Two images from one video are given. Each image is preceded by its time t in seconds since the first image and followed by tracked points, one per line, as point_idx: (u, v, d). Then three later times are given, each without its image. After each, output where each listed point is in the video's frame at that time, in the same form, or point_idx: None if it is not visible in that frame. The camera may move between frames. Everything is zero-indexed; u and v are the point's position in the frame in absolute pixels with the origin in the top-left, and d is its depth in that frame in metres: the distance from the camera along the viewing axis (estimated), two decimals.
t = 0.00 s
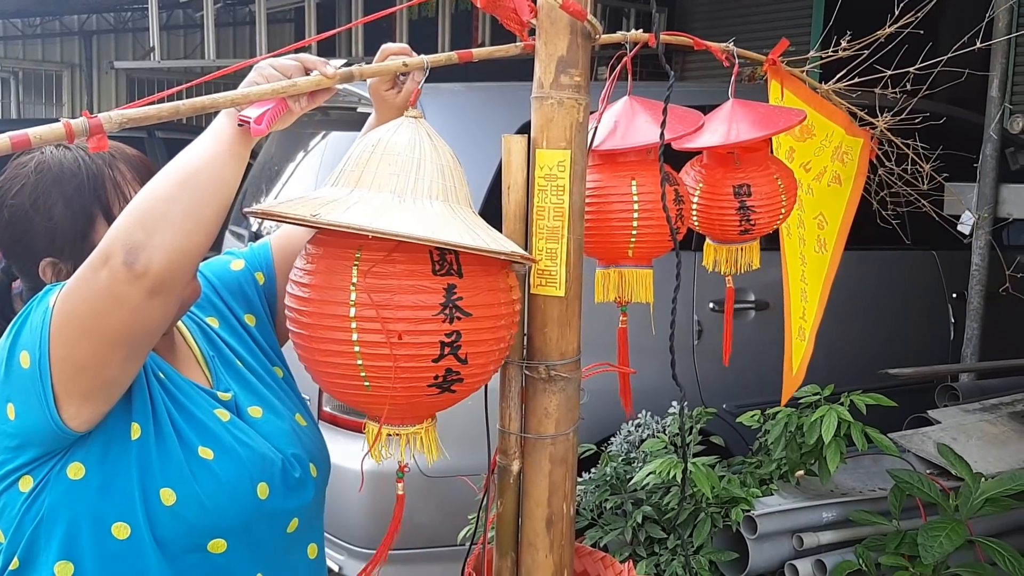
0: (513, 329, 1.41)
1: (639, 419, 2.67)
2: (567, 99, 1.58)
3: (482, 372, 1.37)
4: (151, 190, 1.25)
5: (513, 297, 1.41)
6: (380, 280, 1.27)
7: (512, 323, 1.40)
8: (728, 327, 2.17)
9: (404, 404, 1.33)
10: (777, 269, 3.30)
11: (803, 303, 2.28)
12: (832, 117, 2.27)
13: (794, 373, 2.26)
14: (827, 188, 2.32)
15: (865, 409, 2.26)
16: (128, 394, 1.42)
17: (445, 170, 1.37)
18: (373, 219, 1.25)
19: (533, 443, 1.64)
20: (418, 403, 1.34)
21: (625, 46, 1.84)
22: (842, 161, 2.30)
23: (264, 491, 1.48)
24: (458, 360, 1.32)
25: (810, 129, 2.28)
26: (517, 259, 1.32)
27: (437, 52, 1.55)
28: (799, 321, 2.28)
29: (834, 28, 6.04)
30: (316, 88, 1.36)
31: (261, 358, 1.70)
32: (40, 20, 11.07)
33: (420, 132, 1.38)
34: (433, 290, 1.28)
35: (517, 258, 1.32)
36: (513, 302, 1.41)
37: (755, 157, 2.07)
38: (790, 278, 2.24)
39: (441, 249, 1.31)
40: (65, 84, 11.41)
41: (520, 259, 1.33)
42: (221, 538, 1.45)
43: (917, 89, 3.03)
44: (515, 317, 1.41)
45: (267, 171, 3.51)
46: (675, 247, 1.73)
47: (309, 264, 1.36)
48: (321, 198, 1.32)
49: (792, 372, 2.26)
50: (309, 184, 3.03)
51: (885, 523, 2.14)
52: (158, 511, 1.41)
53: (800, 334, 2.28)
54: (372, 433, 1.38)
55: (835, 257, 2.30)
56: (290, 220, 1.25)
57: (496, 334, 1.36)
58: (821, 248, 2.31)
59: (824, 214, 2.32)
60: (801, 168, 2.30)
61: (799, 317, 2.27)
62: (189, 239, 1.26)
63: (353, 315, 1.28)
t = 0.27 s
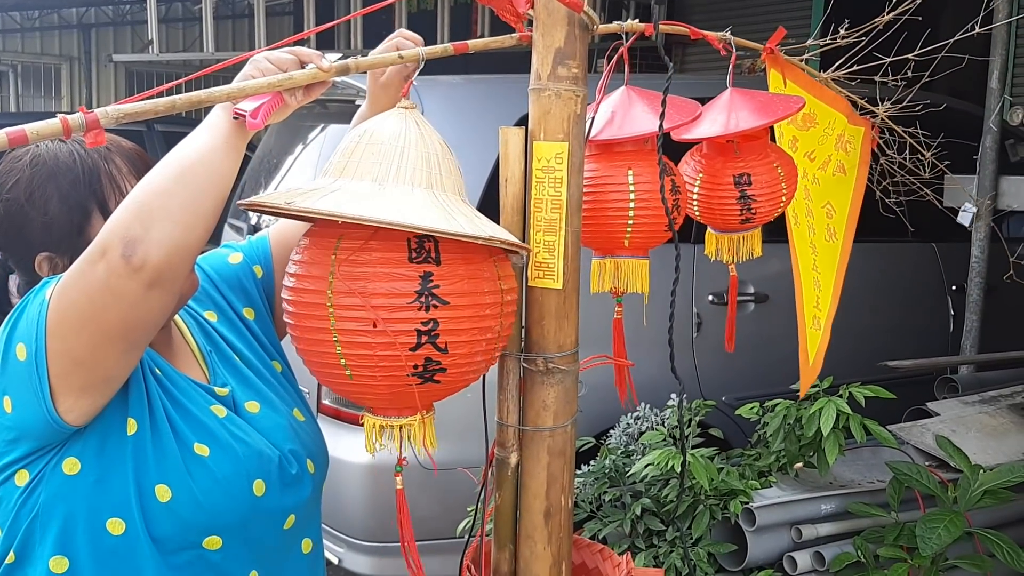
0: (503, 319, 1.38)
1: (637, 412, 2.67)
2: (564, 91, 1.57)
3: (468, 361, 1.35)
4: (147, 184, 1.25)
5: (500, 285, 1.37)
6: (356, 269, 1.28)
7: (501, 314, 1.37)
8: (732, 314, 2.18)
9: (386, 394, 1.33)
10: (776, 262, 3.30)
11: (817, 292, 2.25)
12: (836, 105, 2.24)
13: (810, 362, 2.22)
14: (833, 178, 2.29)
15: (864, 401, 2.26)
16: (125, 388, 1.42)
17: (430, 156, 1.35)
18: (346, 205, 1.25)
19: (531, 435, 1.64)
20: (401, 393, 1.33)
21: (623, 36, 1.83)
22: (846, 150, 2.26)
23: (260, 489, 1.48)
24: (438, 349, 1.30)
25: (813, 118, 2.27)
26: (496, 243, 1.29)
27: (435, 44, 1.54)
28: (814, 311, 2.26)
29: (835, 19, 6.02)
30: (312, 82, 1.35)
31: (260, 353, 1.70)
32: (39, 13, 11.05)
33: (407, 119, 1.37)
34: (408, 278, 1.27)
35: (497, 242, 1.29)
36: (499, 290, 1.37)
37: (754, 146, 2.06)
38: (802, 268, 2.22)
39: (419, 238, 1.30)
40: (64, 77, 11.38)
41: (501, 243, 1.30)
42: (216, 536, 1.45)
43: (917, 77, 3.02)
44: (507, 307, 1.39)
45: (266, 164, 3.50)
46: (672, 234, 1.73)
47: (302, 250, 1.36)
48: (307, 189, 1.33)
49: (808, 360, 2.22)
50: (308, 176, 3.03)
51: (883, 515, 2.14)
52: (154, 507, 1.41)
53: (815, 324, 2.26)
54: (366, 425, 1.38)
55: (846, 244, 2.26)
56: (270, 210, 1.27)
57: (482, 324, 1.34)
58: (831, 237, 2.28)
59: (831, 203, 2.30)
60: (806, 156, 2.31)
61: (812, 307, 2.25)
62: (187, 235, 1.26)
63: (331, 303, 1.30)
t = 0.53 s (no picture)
0: (482, 322, 1.35)
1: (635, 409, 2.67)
2: (561, 88, 1.57)
3: (441, 364, 1.33)
4: (145, 181, 1.25)
5: (477, 289, 1.34)
6: (330, 264, 1.29)
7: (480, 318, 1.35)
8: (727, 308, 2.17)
9: (360, 389, 1.34)
10: (772, 258, 3.30)
11: (827, 283, 2.18)
12: (828, 98, 2.26)
13: (829, 353, 2.17)
14: (828, 169, 2.28)
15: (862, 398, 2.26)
16: (125, 385, 1.42)
17: (418, 154, 1.35)
18: (321, 201, 1.26)
19: (529, 432, 1.64)
20: (375, 390, 1.34)
21: (620, 31, 1.83)
22: (839, 142, 2.29)
23: (259, 485, 1.48)
24: (406, 350, 1.29)
25: (807, 109, 2.22)
26: (472, 246, 1.27)
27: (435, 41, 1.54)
28: (828, 301, 2.18)
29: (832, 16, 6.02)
30: (311, 81, 1.35)
31: (259, 349, 1.70)
32: (36, 11, 11.03)
33: (400, 117, 1.37)
34: (378, 277, 1.27)
35: (472, 243, 1.27)
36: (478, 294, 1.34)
37: (747, 142, 2.08)
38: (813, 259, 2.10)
39: (394, 236, 1.29)
40: (61, 75, 11.36)
41: (478, 246, 1.28)
42: (216, 532, 1.46)
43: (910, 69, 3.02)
44: (488, 310, 1.36)
45: (263, 161, 3.50)
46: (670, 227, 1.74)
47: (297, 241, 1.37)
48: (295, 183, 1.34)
49: (828, 351, 2.16)
50: (305, 174, 3.02)
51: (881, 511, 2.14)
52: (154, 504, 1.41)
53: (830, 314, 2.19)
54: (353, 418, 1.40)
55: (848, 236, 2.26)
56: (251, 203, 1.29)
57: (454, 328, 1.31)
58: (833, 228, 2.24)
59: (830, 195, 2.26)
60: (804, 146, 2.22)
61: (824, 297, 2.17)
62: (185, 232, 1.26)
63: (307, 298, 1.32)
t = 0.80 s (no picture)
0: (482, 321, 1.35)
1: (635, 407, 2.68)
2: (561, 85, 1.57)
3: (440, 362, 1.32)
4: (146, 179, 1.25)
5: (477, 287, 1.34)
6: (328, 261, 1.30)
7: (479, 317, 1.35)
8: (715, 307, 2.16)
9: (357, 388, 1.34)
10: (771, 255, 3.31)
11: (825, 282, 2.16)
12: (830, 94, 2.26)
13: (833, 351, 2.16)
14: (833, 169, 2.27)
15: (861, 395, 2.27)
16: (127, 383, 1.42)
17: (425, 150, 1.35)
18: (333, 196, 1.25)
19: (528, 429, 1.65)
20: (372, 389, 1.33)
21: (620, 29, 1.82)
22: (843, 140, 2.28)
23: (260, 484, 1.48)
24: (405, 347, 1.29)
25: (810, 109, 2.23)
26: (486, 238, 1.28)
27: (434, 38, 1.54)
28: (826, 300, 2.16)
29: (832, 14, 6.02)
30: (310, 78, 1.35)
31: (261, 349, 1.70)
32: (34, 8, 11.01)
33: (405, 114, 1.37)
34: (377, 273, 1.27)
35: (486, 236, 1.27)
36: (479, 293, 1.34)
37: (748, 139, 2.08)
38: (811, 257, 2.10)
39: (394, 233, 1.29)
40: (60, 71, 11.34)
41: (492, 238, 1.28)
42: (217, 530, 1.46)
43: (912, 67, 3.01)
44: (488, 309, 1.36)
45: (262, 158, 3.50)
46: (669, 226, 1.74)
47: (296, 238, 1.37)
48: (302, 181, 1.34)
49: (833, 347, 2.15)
50: (304, 171, 3.02)
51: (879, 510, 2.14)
52: (155, 502, 1.42)
53: (827, 313, 2.17)
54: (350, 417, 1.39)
55: (850, 235, 2.25)
56: (260, 202, 1.28)
57: (453, 325, 1.31)
58: (834, 228, 2.24)
59: (834, 194, 2.26)
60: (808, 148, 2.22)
61: (823, 296, 2.16)
62: (187, 230, 1.26)
63: (305, 294, 1.32)
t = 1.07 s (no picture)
0: (498, 313, 1.37)
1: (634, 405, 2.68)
2: (560, 82, 1.57)
3: (460, 356, 1.34)
4: (148, 175, 1.25)
5: (493, 279, 1.35)
6: (345, 259, 1.29)
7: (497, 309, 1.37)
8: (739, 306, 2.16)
9: (378, 387, 1.33)
10: (769, 254, 3.31)
11: (826, 281, 2.18)
12: (829, 94, 2.25)
13: (828, 351, 2.17)
14: (829, 168, 2.27)
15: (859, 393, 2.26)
16: (128, 379, 1.42)
17: (428, 148, 1.35)
18: (337, 193, 1.25)
19: (527, 426, 1.64)
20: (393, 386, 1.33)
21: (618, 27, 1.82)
22: (841, 139, 2.27)
23: (262, 480, 1.48)
24: (427, 342, 1.30)
25: (808, 107, 2.23)
26: (492, 233, 1.28)
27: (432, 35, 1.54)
28: (826, 300, 2.19)
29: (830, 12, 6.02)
30: (310, 74, 1.35)
31: (263, 347, 1.70)
32: (32, 5, 11.01)
33: (406, 111, 1.38)
34: (395, 269, 1.27)
35: (492, 231, 1.27)
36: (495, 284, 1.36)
37: (749, 136, 2.08)
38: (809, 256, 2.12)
39: (410, 229, 1.29)
40: (58, 69, 11.33)
41: (497, 233, 1.28)
42: (218, 526, 1.46)
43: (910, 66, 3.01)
44: (503, 301, 1.37)
45: (261, 156, 3.50)
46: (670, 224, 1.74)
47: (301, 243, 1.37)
48: (305, 179, 1.34)
49: (826, 350, 2.17)
50: (303, 168, 3.02)
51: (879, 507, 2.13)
52: (157, 498, 1.41)
53: (827, 313, 2.20)
54: (365, 418, 1.39)
55: (849, 233, 2.25)
56: (264, 199, 1.28)
57: (474, 318, 1.33)
58: (834, 226, 2.24)
59: (832, 193, 2.26)
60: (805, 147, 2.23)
61: (823, 296, 2.19)
62: (188, 226, 1.26)
63: (321, 294, 1.31)
